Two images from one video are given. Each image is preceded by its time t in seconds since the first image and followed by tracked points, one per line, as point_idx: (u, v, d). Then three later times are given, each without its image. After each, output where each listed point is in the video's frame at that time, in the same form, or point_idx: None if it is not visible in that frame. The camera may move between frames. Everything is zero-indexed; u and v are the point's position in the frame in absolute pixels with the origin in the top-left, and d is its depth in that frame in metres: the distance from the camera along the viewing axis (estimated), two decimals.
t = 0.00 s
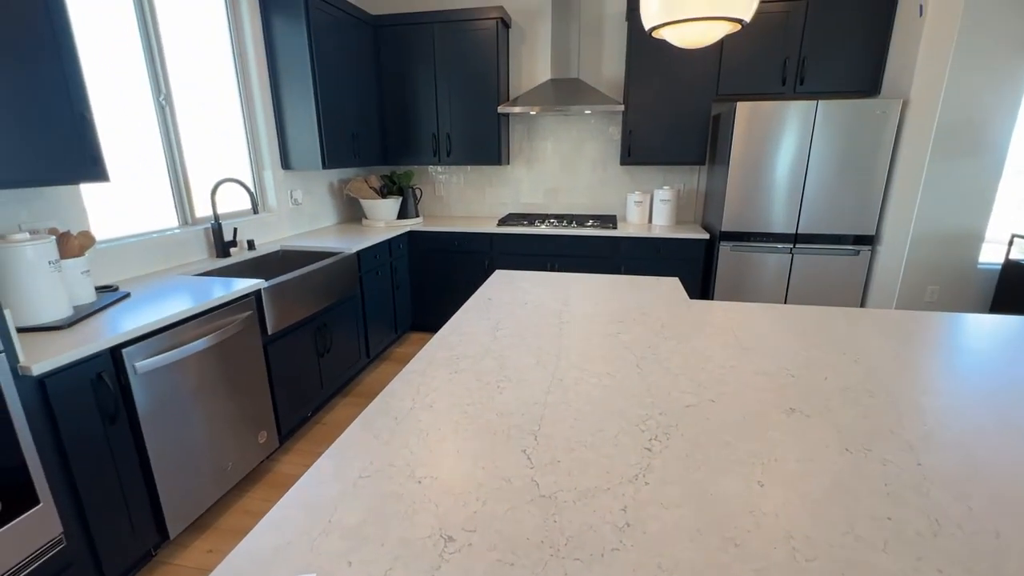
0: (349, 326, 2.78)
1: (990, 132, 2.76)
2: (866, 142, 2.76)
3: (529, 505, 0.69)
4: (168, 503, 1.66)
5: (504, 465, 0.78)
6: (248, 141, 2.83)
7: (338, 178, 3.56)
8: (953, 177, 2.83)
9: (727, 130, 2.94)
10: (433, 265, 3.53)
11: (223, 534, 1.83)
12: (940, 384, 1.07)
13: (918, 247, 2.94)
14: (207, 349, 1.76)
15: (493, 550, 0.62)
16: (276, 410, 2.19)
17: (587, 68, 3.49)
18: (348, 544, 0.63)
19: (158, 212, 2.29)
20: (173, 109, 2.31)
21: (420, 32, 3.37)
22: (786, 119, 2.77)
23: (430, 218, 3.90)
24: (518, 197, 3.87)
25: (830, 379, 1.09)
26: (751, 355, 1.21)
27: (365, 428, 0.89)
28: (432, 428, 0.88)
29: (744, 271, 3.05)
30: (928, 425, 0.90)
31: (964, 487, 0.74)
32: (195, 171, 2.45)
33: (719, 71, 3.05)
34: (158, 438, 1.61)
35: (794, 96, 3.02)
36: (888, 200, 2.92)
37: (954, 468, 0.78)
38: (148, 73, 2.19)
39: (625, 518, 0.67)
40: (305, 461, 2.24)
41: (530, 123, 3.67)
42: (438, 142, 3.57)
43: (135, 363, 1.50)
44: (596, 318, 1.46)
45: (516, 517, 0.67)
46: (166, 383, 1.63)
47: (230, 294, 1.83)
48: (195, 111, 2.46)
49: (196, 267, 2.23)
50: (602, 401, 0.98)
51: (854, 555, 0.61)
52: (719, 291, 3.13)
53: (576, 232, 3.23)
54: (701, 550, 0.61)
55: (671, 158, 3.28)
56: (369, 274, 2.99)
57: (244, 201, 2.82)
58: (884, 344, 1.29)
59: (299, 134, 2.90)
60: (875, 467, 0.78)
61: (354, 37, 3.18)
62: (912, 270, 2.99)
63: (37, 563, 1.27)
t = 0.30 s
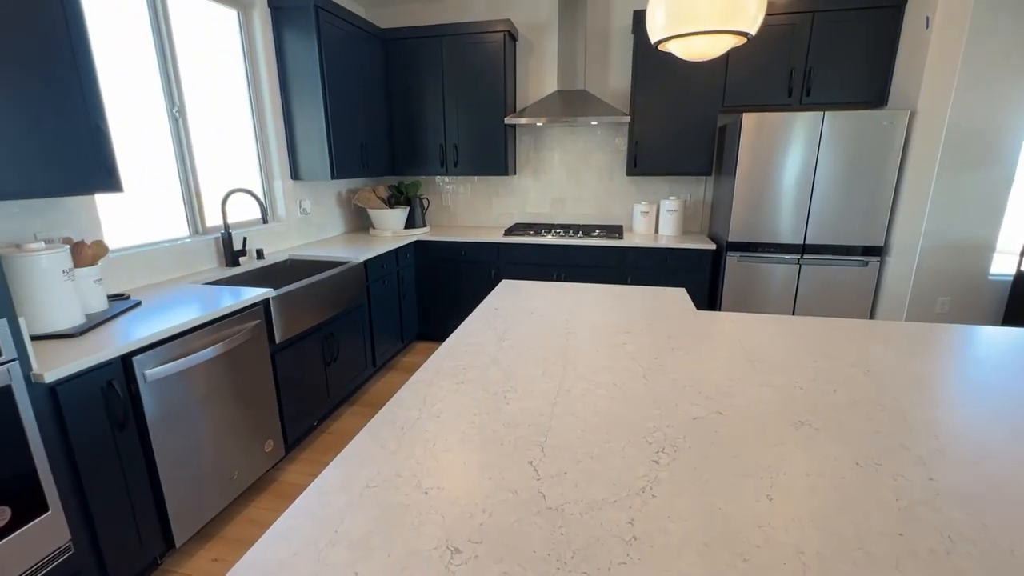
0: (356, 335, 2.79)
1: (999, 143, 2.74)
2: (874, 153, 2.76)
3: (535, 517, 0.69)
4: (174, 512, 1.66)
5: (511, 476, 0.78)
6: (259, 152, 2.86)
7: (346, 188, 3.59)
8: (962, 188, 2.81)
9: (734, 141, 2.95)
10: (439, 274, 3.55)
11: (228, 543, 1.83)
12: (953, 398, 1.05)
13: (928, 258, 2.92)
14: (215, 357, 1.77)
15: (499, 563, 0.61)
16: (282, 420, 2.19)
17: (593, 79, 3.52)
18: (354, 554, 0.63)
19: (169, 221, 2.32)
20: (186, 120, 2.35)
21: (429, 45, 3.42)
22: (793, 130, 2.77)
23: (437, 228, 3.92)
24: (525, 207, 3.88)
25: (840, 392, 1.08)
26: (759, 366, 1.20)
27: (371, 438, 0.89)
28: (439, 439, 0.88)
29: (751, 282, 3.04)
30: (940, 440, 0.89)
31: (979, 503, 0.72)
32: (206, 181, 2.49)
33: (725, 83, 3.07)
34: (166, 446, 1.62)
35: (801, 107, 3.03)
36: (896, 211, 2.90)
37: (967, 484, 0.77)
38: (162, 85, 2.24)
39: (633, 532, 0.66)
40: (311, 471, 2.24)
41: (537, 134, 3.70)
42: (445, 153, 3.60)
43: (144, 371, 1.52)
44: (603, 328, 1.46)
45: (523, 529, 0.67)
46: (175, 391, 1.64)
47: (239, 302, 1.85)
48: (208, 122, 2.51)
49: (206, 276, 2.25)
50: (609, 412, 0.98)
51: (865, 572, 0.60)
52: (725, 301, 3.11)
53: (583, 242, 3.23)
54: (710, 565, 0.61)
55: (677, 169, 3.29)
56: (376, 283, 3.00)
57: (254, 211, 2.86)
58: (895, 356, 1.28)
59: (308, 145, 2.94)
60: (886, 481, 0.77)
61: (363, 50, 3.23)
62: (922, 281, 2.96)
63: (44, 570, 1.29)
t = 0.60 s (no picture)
0: (365, 342, 2.81)
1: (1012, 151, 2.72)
2: (884, 161, 2.74)
3: (546, 526, 0.69)
4: (184, 517, 1.67)
5: (521, 483, 0.78)
6: (271, 160, 2.90)
7: (356, 196, 3.63)
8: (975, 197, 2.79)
9: (743, 150, 2.94)
10: (448, 282, 3.56)
11: (238, 549, 1.84)
12: (969, 408, 1.04)
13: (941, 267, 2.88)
14: (226, 363, 1.79)
15: (509, 571, 0.61)
16: (292, 426, 2.20)
17: (601, 88, 3.54)
18: (365, 561, 0.63)
19: (183, 229, 2.35)
20: (202, 130, 2.40)
21: (439, 55, 3.46)
22: (803, 139, 2.76)
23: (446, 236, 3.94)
24: (533, 215, 3.89)
25: (853, 402, 1.07)
26: (770, 376, 1.20)
27: (381, 444, 0.90)
28: (448, 446, 0.89)
29: (761, 291, 3.02)
30: (957, 452, 0.88)
31: (997, 516, 0.71)
32: (220, 189, 2.53)
33: (734, 92, 3.07)
34: (178, 451, 1.63)
35: (810, 116, 3.02)
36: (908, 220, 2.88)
37: (986, 497, 0.75)
38: (179, 95, 2.28)
39: (644, 541, 0.66)
40: (319, 477, 2.24)
41: (545, 143, 3.72)
42: (454, 162, 3.63)
43: (158, 376, 1.54)
44: (612, 337, 1.46)
45: (533, 537, 0.67)
46: (187, 397, 1.66)
47: (250, 309, 1.87)
48: (222, 131, 2.55)
49: (218, 283, 2.28)
50: (618, 421, 0.98)
51: None
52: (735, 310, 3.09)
53: (591, 250, 3.23)
54: None
55: (685, 178, 3.29)
56: (385, 290, 3.02)
57: (266, 219, 2.90)
58: (908, 366, 1.27)
59: (320, 154, 2.98)
60: (901, 493, 0.76)
61: (374, 60, 3.28)
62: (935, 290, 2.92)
63: (60, 571, 1.32)
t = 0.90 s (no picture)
0: (375, 347, 2.82)
1: None
2: (899, 168, 2.71)
3: (557, 532, 0.68)
4: (195, 520, 1.69)
5: (532, 489, 0.78)
6: (285, 167, 2.94)
7: (367, 203, 3.66)
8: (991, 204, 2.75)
9: (754, 157, 2.93)
10: (457, 288, 3.57)
11: (247, 553, 1.84)
12: (989, 418, 1.02)
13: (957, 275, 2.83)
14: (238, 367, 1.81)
15: None
16: (302, 430, 2.21)
17: (611, 96, 3.55)
18: (376, 565, 0.63)
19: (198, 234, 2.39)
20: (217, 137, 2.44)
21: (450, 64, 3.49)
22: (815, 146, 2.74)
23: (456, 242, 3.96)
24: (543, 222, 3.90)
25: (869, 411, 1.05)
26: (783, 383, 1.18)
27: (392, 449, 0.90)
28: (459, 451, 0.88)
29: (773, 298, 2.99)
30: (977, 462, 0.86)
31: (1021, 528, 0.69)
32: (234, 196, 2.56)
33: (745, 99, 3.07)
34: (190, 455, 1.65)
35: (822, 122, 3.01)
36: (923, 227, 2.84)
37: (1009, 509, 0.73)
38: (196, 103, 2.32)
39: (657, 550, 0.65)
40: (329, 482, 2.25)
41: (555, 150, 3.74)
42: (465, 169, 3.65)
43: (171, 380, 1.55)
44: (623, 343, 1.45)
45: (545, 544, 0.66)
46: (200, 401, 1.67)
47: (262, 314, 1.89)
48: (237, 138, 2.59)
49: (231, 288, 2.31)
50: (630, 428, 0.97)
51: None
52: (747, 318, 3.06)
53: (601, 257, 3.23)
54: None
55: (696, 184, 3.28)
56: (396, 296, 3.04)
57: (279, 225, 2.93)
58: (925, 375, 1.25)
59: (332, 161, 3.02)
60: (921, 504, 0.75)
61: (386, 69, 3.32)
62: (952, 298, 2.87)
63: (74, 572, 1.33)
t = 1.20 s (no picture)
0: (387, 351, 2.84)
1: None
2: (917, 173, 2.67)
3: (571, 538, 0.68)
4: (210, 521, 1.70)
5: (546, 495, 0.77)
6: (300, 173, 2.98)
7: (380, 208, 3.69)
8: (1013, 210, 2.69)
9: (769, 162, 2.91)
10: (469, 293, 3.58)
11: (261, 555, 1.85)
12: (1016, 430, 0.99)
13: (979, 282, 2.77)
14: (253, 370, 1.83)
15: None
16: (315, 433, 2.23)
17: (624, 101, 3.55)
18: (390, 567, 0.63)
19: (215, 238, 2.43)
20: (235, 144, 2.48)
21: (464, 71, 3.52)
22: (832, 151, 2.71)
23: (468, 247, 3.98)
24: (555, 228, 3.90)
25: (889, 420, 1.03)
26: (801, 391, 1.16)
27: (406, 452, 0.90)
28: (472, 455, 0.88)
29: (788, 305, 2.95)
30: (1004, 475, 0.83)
31: None
32: (250, 201, 2.60)
33: (760, 104, 3.05)
34: (206, 455, 1.67)
35: (838, 128, 2.97)
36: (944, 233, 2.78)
37: None
38: (214, 110, 2.37)
39: (673, 558, 0.64)
40: (341, 485, 2.26)
41: (567, 156, 3.74)
42: (477, 175, 3.67)
43: (189, 381, 1.57)
44: (637, 349, 1.44)
45: (559, 550, 0.66)
46: (216, 402, 1.70)
47: (277, 317, 1.91)
48: (255, 145, 2.64)
49: (247, 291, 2.34)
50: (645, 434, 0.96)
51: None
52: (761, 325, 3.03)
53: (613, 263, 3.22)
54: None
55: (709, 190, 3.26)
56: (408, 300, 3.05)
57: (294, 230, 2.97)
58: (947, 384, 1.22)
59: (347, 167, 3.05)
60: (946, 516, 0.73)
61: (400, 76, 3.36)
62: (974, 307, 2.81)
63: (91, 571, 1.34)
